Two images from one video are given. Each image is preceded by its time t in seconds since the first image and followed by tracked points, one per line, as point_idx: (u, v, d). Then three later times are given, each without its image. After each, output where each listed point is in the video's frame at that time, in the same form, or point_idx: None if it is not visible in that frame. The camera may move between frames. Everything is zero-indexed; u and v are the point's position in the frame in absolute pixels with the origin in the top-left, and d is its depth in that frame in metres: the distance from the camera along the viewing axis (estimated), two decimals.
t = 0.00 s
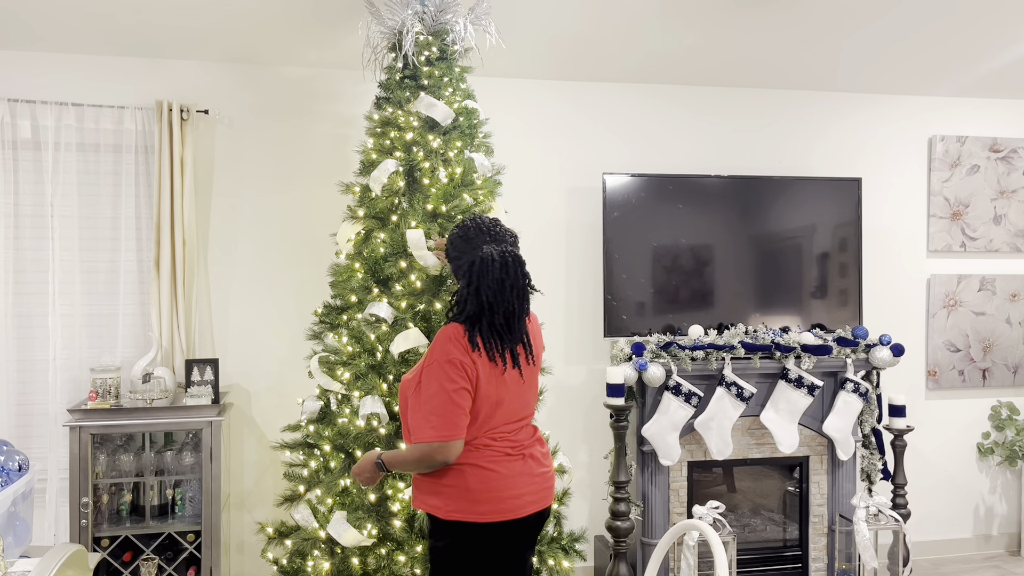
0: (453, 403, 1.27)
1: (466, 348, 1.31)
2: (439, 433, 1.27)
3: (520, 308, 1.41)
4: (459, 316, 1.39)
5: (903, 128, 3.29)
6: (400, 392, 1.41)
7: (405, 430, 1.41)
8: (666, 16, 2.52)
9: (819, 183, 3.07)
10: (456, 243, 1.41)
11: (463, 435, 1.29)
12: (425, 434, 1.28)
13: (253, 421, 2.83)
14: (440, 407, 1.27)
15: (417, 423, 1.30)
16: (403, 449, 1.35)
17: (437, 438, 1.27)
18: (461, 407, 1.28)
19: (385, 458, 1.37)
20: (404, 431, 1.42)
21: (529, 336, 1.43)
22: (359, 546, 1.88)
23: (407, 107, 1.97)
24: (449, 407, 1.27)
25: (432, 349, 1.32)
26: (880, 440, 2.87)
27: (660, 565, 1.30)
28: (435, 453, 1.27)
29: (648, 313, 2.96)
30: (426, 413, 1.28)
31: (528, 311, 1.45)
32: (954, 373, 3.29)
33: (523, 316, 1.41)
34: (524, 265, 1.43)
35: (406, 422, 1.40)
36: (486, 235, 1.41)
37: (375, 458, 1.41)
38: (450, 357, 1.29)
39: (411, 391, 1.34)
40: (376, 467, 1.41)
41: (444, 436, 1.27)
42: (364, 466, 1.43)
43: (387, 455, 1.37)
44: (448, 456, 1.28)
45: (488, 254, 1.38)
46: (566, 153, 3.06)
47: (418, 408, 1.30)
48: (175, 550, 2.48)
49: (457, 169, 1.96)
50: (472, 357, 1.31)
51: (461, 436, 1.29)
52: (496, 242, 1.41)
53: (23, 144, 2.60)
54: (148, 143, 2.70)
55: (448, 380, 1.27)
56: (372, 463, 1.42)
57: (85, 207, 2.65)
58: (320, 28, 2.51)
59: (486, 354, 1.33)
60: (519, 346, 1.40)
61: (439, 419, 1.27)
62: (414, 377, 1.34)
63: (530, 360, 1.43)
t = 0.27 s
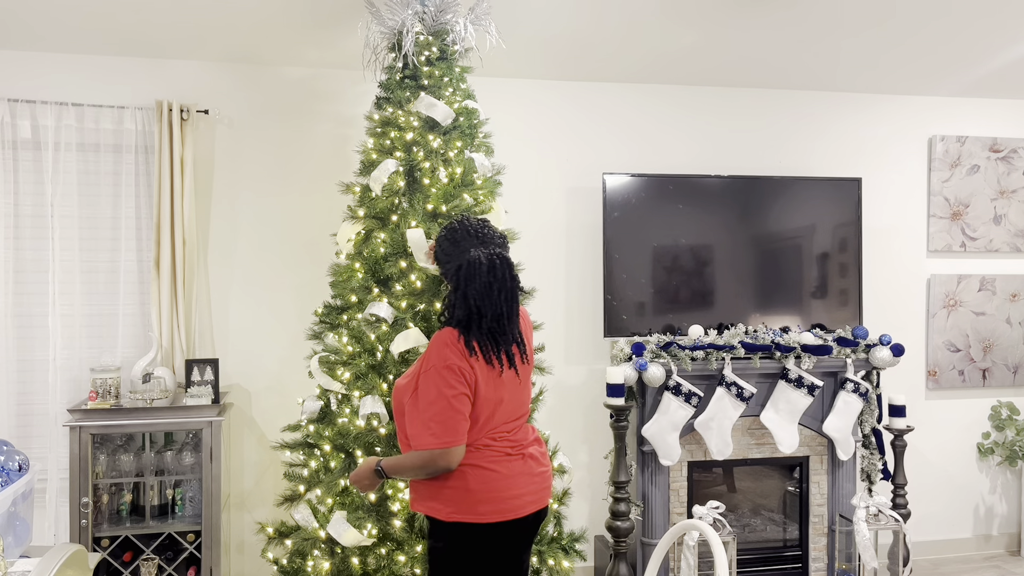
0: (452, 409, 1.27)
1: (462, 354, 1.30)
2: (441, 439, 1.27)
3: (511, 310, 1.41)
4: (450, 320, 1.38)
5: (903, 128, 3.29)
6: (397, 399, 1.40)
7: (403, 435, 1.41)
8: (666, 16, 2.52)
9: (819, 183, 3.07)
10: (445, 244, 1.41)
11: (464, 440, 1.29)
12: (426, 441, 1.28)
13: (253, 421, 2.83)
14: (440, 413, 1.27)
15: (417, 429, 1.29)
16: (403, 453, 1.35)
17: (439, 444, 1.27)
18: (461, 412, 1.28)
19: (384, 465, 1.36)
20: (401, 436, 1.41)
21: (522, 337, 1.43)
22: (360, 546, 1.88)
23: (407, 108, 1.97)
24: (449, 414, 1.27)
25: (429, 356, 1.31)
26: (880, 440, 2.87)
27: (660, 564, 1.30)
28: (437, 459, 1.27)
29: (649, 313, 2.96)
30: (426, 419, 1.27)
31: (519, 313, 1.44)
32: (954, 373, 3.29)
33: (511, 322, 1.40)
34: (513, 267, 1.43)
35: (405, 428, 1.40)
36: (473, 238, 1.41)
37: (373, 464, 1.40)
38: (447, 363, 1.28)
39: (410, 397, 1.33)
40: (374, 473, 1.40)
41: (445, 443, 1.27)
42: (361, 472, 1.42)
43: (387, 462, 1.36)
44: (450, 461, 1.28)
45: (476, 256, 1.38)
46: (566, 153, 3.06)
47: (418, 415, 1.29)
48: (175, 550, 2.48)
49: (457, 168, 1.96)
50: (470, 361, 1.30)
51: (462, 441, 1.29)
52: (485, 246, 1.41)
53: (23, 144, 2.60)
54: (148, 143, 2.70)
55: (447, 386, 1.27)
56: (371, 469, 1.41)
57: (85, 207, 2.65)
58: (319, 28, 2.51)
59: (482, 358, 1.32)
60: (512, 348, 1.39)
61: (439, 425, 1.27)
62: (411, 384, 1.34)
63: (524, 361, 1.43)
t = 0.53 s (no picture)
0: (446, 408, 1.27)
1: (456, 353, 1.31)
2: (435, 437, 1.27)
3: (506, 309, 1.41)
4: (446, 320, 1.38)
5: (903, 128, 3.29)
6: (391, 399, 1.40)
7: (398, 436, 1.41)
8: (666, 16, 2.52)
9: (819, 183, 3.07)
10: (440, 244, 1.40)
11: (458, 438, 1.29)
12: (420, 440, 1.27)
13: (253, 421, 2.83)
14: (434, 411, 1.27)
15: (411, 428, 1.29)
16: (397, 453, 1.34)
17: (433, 443, 1.27)
18: (455, 411, 1.28)
19: (376, 468, 1.34)
20: (395, 435, 1.41)
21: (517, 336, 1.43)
22: (360, 546, 1.88)
23: (407, 107, 1.97)
24: (443, 412, 1.27)
25: (423, 355, 1.31)
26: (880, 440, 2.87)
27: (660, 565, 1.30)
28: (431, 458, 1.27)
29: (648, 313, 2.96)
30: (420, 418, 1.27)
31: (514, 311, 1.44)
32: (954, 373, 3.29)
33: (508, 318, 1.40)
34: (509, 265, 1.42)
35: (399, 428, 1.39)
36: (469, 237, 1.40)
37: (366, 467, 1.39)
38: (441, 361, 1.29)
39: (404, 397, 1.33)
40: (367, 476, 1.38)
41: (439, 441, 1.27)
42: (354, 476, 1.40)
43: (380, 465, 1.34)
44: (444, 460, 1.28)
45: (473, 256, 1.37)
46: (566, 153, 3.06)
47: (412, 414, 1.29)
48: (175, 550, 2.49)
49: (457, 168, 1.96)
50: (463, 360, 1.31)
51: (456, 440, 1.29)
52: (480, 245, 1.40)
53: (23, 144, 2.60)
54: (148, 143, 2.70)
55: (440, 384, 1.27)
56: (363, 472, 1.39)
57: (85, 207, 2.66)
58: (319, 28, 2.51)
59: (476, 357, 1.32)
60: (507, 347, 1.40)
61: (433, 424, 1.27)
62: (406, 383, 1.34)
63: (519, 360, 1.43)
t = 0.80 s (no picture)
0: (448, 405, 1.27)
1: (459, 349, 1.30)
2: (436, 436, 1.26)
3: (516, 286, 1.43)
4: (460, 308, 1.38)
5: (903, 128, 3.29)
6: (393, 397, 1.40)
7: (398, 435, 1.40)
8: (666, 16, 2.52)
9: (819, 183, 3.07)
10: (438, 235, 1.38)
11: (459, 438, 1.28)
12: (421, 437, 1.27)
13: (253, 421, 2.83)
14: (435, 409, 1.26)
15: (412, 426, 1.29)
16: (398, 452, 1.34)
17: (433, 441, 1.27)
18: (457, 409, 1.28)
19: (377, 462, 1.35)
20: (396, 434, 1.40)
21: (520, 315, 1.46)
22: (360, 546, 1.88)
23: (407, 107, 1.97)
24: (444, 409, 1.26)
25: (426, 351, 1.31)
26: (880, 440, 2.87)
27: (660, 565, 1.30)
28: (431, 456, 1.27)
29: (648, 313, 2.96)
30: (421, 416, 1.27)
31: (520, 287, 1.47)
32: (953, 373, 3.29)
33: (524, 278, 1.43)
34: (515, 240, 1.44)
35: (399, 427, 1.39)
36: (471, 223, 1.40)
37: (366, 463, 1.38)
38: (443, 359, 1.28)
39: (405, 395, 1.33)
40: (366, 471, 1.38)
41: (440, 439, 1.27)
42: (353, 470, 1.40)
43: (381, 459, 1.34)
44: (444, 458, 1.28)
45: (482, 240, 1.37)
46: (566, 153, 3.06)
47: (413, 412, 1.29)
48: (175, 549, 2.48)
49: (457, 168, 1.96)
50: (467, 358, 1.30)
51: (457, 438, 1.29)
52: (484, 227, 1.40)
53: (23, 144, 2.60)
54: (148, 143, 2.70)
55: (443, 382, 1.27)
56: (363, 466, 1.39)
57: (85, 207, 2.65)
58: (319, 28, 2.51)
59: (479, 353, 1.32)
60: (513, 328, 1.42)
61: (434, 422, 1.26)
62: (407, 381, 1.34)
63: (522, 351, 1.43)
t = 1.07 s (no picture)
0: (470, 395, 1.26)
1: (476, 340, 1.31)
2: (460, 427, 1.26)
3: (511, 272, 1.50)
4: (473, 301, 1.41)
5: (903, 128, 3.29)
6: (404, 399, 1.37)
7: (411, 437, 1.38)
8: (665, 16, 2.53)
9: (819, 183, 3.07)
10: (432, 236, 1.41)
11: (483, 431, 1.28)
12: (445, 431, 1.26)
13: (253, 421, 2.83)
14: (458, 402, 1.26)
15: (433, 422, 1.28)
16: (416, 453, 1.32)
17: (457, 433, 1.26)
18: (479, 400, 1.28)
19: (398, 470, 1.30)
20: (409, 436, 1.38)
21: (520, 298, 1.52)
22: (359, 546, 1.88)
23: (407, 107, 1.97)
24: (467, 400, 1.26)
25: (441, 347, 1.30)
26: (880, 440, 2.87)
27: (660, 565, 1.30)
28: (456, 451, 1.26)
29: (648, 313, 2.96)
30: (443, 411, 1.26)
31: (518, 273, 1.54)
32: (954, 373, 3.29)
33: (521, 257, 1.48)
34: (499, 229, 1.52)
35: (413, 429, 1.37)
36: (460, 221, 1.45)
37: (381, 471, 1.33)
38: (462, 351, 1.28)
39: (421, 394, 1.31)
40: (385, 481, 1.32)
41: (464, 432, 1.26)
42: (369, 481, 1.34)
43: (401, 467, 1.30)
44: (468, 451, 1.27)
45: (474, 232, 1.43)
46: (566, 153, 3.06)
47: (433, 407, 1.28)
48: (175, 549, 2.48)
49: (457, 168, 1.96)
50: (483, 349, 1.31)
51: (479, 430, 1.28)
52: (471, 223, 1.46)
53: (23, 144, 2.60)
54: (148, 143, 2.70)
55: (463, 374, 1.27)
56: (379, 476, 1.33)
57: (85, 207, 2.65)
58: (319, 28, 2.51)
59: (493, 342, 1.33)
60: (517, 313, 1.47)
61: (457, 414, 1.26)
62: (423, 378, 1.32)
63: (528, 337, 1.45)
